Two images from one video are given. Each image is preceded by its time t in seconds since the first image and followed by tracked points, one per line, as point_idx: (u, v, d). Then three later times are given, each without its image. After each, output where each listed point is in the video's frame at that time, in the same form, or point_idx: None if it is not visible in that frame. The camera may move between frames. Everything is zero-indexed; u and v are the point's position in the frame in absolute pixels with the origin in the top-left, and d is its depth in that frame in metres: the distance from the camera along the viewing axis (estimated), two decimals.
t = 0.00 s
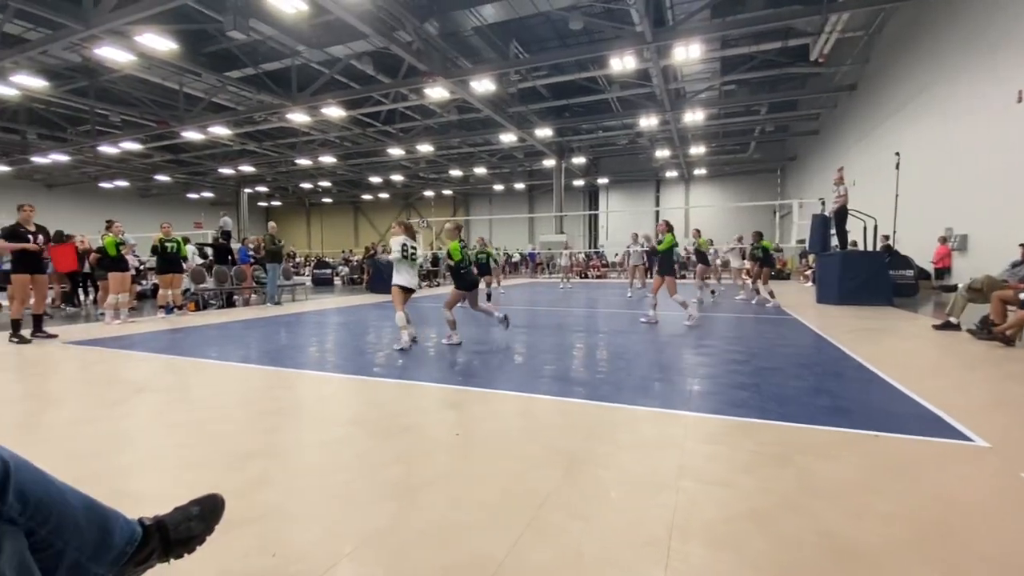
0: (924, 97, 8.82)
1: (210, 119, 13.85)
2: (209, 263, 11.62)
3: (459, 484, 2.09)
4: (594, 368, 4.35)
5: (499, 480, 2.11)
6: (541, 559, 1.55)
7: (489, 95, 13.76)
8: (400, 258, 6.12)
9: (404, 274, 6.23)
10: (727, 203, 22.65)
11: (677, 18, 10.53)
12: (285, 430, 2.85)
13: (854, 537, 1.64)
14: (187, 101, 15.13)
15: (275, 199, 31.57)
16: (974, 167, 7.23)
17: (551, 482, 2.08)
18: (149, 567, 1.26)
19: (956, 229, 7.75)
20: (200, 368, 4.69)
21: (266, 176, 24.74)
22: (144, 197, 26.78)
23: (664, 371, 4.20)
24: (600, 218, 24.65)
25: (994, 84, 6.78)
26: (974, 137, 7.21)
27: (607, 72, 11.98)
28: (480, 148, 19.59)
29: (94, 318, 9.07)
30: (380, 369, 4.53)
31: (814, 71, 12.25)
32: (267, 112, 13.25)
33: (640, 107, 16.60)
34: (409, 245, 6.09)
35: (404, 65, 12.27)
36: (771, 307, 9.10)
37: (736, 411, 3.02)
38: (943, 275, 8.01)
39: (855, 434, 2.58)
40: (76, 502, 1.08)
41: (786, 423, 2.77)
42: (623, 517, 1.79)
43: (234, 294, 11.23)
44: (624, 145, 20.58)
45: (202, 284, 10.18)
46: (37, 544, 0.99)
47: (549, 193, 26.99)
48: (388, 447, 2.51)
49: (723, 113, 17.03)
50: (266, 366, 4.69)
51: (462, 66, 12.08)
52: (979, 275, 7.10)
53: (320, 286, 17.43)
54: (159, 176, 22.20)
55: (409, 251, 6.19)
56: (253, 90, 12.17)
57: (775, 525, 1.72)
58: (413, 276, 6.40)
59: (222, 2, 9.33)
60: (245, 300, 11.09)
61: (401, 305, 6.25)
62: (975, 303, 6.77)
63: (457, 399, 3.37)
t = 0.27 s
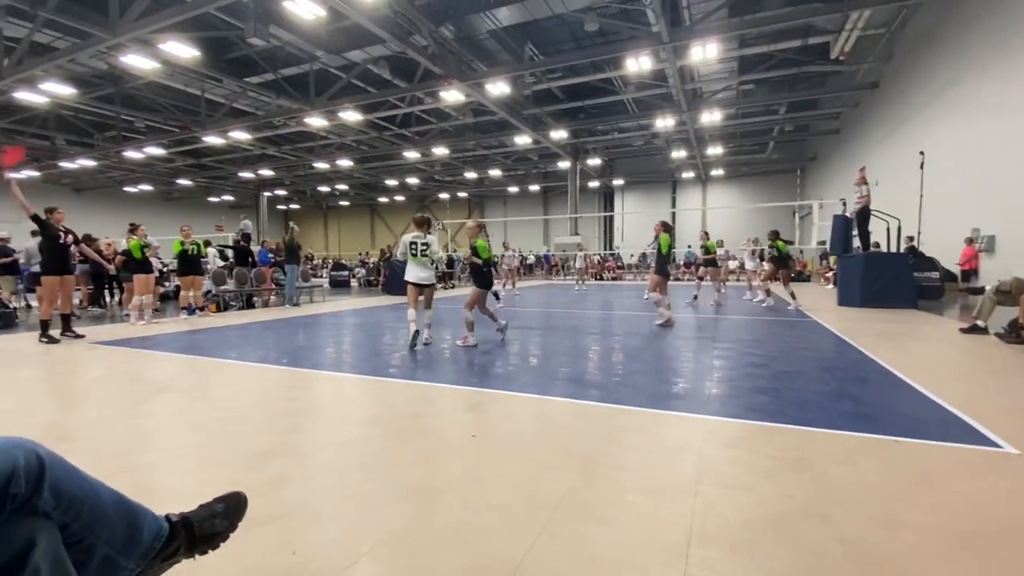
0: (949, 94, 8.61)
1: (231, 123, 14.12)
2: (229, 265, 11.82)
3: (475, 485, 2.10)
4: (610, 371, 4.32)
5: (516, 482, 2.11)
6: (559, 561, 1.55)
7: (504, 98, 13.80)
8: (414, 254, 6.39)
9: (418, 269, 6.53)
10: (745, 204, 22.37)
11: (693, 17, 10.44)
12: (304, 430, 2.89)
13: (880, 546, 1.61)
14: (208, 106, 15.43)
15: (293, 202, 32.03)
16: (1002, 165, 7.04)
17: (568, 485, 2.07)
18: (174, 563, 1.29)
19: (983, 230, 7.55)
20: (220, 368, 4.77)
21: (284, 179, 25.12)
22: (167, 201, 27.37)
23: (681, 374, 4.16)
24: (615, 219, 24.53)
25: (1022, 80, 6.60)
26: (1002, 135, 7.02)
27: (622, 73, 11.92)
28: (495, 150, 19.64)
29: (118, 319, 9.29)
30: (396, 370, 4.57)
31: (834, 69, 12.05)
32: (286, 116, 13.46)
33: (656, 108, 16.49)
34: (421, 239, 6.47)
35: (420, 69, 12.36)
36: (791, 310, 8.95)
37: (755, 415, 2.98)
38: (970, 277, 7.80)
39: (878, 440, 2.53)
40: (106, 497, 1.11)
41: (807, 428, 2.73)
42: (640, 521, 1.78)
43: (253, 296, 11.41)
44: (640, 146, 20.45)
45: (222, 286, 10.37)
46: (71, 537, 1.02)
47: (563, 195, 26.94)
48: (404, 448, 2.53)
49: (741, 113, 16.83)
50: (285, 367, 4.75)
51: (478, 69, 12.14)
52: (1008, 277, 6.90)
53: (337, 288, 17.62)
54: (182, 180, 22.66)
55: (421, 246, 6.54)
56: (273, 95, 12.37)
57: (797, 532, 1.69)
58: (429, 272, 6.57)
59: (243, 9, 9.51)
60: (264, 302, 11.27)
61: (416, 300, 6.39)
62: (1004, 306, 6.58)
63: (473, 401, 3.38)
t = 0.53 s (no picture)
0: (966, 92, 8.47)
1: (244, 127, 14.28)
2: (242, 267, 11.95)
3: (486, 486, 2.10)
4: (620, 373, 4.30)
5: (526, 484, 2.11)
6: (570, 565, 1.55)
7: (514, 99, 13.81)
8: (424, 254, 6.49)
9: (428, 269, 6.57)
10: (757, 204, 22.17)
11: (704, 17, 10.36)
12: (315, 430, 2.90)
13: (897, 553, 1.58)
14: (222, 110, 15.62)
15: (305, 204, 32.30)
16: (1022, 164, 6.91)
17: (579, 488, 2.07)
18: (189, 562, 1.30)
19: (1002, 231, 7.41)
20: (233, 368, 4.82)
21: (296, 182, 25.35)
22: (181, 203, 27.74)
23: (692, 376, 4.13)
24: (626, 220, 24.43)
25: None
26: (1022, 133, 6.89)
27: (632, 74, 11.87)
28: (505, 151, 19.66)
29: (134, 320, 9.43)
30: (406, 371, 4.59)
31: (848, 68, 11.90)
32: (298, 119, 13.59)
33: (666, 108, 16.40)
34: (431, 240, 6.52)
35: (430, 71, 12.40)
36: (803, 312, 8.86)
37: (768, 418, 2.95)
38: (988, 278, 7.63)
39: (895, 445, 2.49)
40: (123, 498, 1.12)
41: (821, 432, 2.69)
42: (652, 525, 1.76)
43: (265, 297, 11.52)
44: (650, 146, 20.35)
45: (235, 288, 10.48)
46: (88, 536, 1.04)
47: (573, 196, 26.90)
48: (414, 450, 2.53)
49: (753, 113, 16.67)
50: (297, 368, 4.79)
51: (487, 71, 12.15)
52: None
53: (348, 289, 17.74)
54: (196, 183, 22.97)
55: (431, 247, 6.59)
56: (285, 98, 12.50)
57: (812, 538, 1.67)
58: (437, 273, 6.57)
59: (256, 14, 9.62)
60: (276, 303, 11.38)
61: (423, 301, 6.37)
62: None
63: (483, 403, 3.38)
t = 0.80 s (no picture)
0: (979, 90, 8.35)
1: (253, 129, 14.38)
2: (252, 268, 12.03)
3: (492, 488, 2.09)
4: (628, 374, 4.28)
5: (534, 486, 2.10)
6: (578, 567, 1.54)
7: (521, 100, 13.81)
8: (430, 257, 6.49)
9: (433, 271, 6.60)
10: (766, 204, 22.01)
11: (712, 16, 10.28)
12: (323, 431, 2.91)
13: (911, 558, 1.55)
14: (231, 112, 15.74)
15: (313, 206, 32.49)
16: None
17: (587, 490, 2.05)
18: (197, 562, 1.30)
19: (1017, 230, 7.30)
20: (242, 369, 4.85)
21: (305, 183, 25.50)
22: (192, 205, 28.01)
23: (701, 378, 4.10)
24: (633, 221, 24.35)
25: None
26: None
27: (640, 74, 11.81)
28: (512, 152, 19.65)
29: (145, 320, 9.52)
30: (413, 371, 4.60)
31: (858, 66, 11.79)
32: (306, 121, 13.67)
33: (674, 108, 16.33)
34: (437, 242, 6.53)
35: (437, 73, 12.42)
36: (812, 313, 8.78)
37: (777, 420, 2.92)
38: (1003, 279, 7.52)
39: (908, 448, 2.45)
40: (131, 497, 1.12)
41: (832, 434, 2.66)
42: (661, 528, 1.75)
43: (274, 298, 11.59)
44: (658, 146, 20.26)
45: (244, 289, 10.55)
46: (97, 537, 1.04)
47: (580, 196, 26.85)
48: (422, 451, 2.53)
49: (762, 112, 16.54)
50: (305, 368, 4.82)
51: (494, 72, 12.15)
52: None
53: (356, 290, 17.81)
54: (206, 184, 23.17)
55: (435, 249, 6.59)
56: (293, 100, 12.57)
57: (823, 542, 1.64)
58: (440, 274, 6.59)
59: (265, 17, 9.68)
60: (285, 304, 11.45)
61: (428, 300, 6.39)
62: None
63: (490, 404, 3.37)
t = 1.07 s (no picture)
0: (991, 87, 8.25)
1: (260, 130, 14.44)
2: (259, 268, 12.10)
3: (497, 490, 2.08)
4: (633, 375, 4.26)
5: (539, 489, 2.08)
6: (583, 571, 1.52)
7: (526, 100, 13.79)
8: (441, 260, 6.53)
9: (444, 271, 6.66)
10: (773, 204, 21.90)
11: (719, 14, 10.21)
12: (328, 432, 2.91)
13: (924, 565, 1.52)
14: (238, 114, 15.82)
15: (320, 206, 32.62)
16: None
17: (593, 492, 2.04)
18: (200, 566, 1.29)
19: None
20: (248, 369, 4.87)
21: (311, 184, 25.60)
22: (199, 206, 28.20)
23: (707, 379, 4.07)
24: (639, 221, 24.28)
25: None
26: None
27: (646, 73, 11.75)
28: (517, 152, 19.64)
29: (153, 320, 9.60)
30: (418, 372, 4.60)
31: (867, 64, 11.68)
32: (312, 122, 13.71)
33: (680, 107, 16.25)
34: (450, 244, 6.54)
35: (442, 73, 12.42)
36: (821, 313, 8.71)
37: (786, 422, 2.89)
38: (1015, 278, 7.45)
39: (919, 451, 2.41)
40: (133, 501, 1.11)
41: (842, 437, 2.63)
42: (668, 532, 1.73)
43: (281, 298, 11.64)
44: (664, 146, 20.17)
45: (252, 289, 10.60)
46: (99, 542, 1.03)
47: (586, 196, 26.80)
48: (426, 452, 2.52)
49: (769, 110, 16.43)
50: (311, 368, 4.84)
51: (499, 72, 12.14)
52: None
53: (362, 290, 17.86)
54: (214, 185, 23.31)
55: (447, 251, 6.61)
56: (300, 101, 12.60)
57: (834, 547, 1.62)
58: (452, 276, 6.61)
59: (271, 19, 9.72)
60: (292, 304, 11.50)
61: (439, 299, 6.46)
62: None
63: (495, 405, 3.36)
